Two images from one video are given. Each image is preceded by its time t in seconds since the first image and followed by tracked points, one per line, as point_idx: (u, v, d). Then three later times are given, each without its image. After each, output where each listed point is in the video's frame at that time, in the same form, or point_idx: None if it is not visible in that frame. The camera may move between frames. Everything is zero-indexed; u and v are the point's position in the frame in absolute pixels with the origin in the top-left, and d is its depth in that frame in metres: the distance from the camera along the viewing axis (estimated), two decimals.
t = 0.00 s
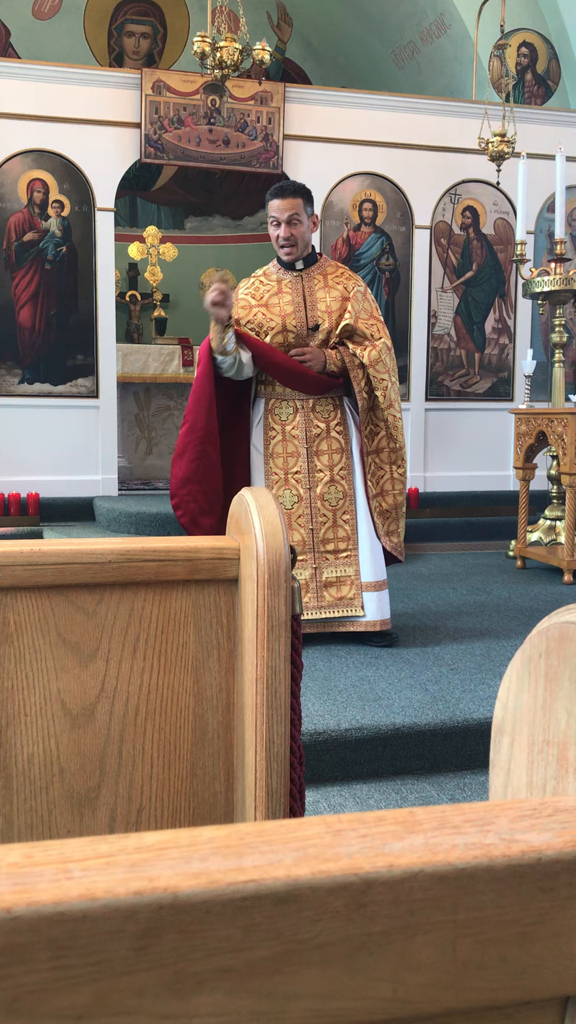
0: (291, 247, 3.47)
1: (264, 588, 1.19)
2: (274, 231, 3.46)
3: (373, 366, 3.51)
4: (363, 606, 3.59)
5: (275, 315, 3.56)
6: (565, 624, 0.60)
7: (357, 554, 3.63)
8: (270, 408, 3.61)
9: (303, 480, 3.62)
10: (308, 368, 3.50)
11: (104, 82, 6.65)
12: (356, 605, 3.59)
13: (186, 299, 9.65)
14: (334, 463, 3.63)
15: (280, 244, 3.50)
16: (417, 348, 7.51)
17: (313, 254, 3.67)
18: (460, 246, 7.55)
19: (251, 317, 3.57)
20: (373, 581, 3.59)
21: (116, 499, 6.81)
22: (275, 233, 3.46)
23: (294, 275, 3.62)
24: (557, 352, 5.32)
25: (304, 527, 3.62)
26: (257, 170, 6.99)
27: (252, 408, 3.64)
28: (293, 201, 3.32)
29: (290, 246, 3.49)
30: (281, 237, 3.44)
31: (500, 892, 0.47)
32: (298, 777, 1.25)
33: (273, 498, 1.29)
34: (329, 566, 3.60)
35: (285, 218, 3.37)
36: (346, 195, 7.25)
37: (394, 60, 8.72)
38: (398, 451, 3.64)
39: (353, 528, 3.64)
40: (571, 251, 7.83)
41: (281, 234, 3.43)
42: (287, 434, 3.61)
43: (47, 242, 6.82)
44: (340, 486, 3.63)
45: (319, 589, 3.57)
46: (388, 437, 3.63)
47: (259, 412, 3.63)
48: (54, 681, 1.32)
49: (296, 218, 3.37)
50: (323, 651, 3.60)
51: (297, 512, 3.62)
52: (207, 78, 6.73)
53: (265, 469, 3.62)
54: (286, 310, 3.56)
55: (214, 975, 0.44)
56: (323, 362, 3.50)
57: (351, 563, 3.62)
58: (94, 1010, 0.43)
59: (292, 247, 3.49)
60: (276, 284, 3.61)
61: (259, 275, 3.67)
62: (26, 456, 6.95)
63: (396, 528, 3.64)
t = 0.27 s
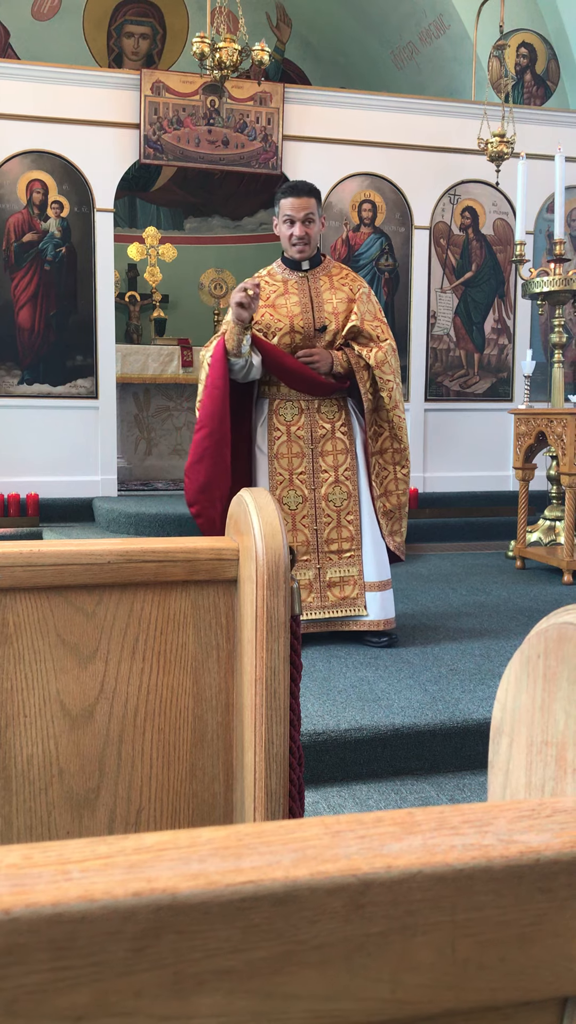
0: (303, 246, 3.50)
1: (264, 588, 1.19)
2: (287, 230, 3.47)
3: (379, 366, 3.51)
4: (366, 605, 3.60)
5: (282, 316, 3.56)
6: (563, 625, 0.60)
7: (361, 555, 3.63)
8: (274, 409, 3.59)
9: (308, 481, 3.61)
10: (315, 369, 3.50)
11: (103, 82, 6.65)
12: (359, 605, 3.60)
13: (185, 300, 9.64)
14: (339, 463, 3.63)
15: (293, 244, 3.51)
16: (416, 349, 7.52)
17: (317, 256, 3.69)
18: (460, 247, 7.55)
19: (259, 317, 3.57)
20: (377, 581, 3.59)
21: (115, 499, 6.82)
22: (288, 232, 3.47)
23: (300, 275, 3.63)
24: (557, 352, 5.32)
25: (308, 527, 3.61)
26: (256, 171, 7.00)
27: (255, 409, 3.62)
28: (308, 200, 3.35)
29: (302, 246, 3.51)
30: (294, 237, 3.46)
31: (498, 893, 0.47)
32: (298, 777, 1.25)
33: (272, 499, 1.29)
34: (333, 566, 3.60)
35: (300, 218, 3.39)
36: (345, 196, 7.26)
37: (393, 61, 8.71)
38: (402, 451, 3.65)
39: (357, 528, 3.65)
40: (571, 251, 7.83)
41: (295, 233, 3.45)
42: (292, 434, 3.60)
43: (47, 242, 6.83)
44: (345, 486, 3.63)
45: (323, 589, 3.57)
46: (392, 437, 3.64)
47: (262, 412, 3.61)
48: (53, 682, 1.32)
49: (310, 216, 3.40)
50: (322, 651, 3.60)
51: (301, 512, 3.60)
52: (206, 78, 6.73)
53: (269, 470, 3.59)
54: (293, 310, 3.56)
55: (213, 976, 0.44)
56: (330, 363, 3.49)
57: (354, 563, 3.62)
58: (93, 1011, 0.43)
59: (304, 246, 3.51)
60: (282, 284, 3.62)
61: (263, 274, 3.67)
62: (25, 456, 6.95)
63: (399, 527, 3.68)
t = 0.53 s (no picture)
0: (316, 247, 3.50)
1: (264, 588, 1.19)
2: (302, 230, 3.47)
3: (387, 367, 3.53)
4: (373, 603, 3.61)
5: (295, 315, 3.54)
6: (564, 626, 0.60)
7: (368, 555, 3.63)
8: (282, 409, 3.57)
9: (316, 480, 3.59)
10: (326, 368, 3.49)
11: (103, 83, 6.65)
12: (367, 605, 3.60)
13: (185, 300, 9.63)
14: (347, 463, 3.61)
15: (306, 244, 3.51)
16: (416, 349, 7.51)
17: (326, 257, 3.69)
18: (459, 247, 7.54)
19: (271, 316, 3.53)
20: (381, 580, 3.61)
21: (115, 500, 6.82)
22: (303, 232, 3.47)
23: (310, 276, 3.62)
24: (557, 352, 5.32)
25: (317, 527, 3.60)
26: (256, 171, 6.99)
27: (263, 408, 3.60)
28: (325, 201, 3.36)
29: (315, 246, 3.51)
30: (310, 237, 3.47)
31: (498, 893, 0.47)
32: (298, 778, 1.25)
33: (272, 499, 1.29)
34: (340, 566, 3.60)
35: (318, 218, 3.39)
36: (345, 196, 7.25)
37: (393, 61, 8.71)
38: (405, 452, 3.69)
39: (364, 528, 3.64)
40: (571, 251, 7.83)
41: (312, 233, 3.45)
42: (301, 434, 3.58)
43: (47, 242, 6.83)
44: (353, 486, 3.62)
45: (330, 589, 3.58)
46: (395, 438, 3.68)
47: (270, 412, 3.58)
48: (54, 682, 1.32)
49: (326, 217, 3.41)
50: (323, 651, 3.60)
51: (310, 512, 3.59)
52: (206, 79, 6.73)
53: (278, 470, 3.57)
54: (305, 310, 3.54)
55: (213, 976, 0.44)
56: (341, 363, 3.48)
57: (361, 563, 3.62)
58: (94, 1010, 0.43)
59: (317, 246, 3.51)
60: (293, 284, 3.60)
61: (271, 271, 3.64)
62: (25, 457, 6.95)
63: (396, 528, 3.71)
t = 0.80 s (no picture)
0: (328, 247, 3.50)
1: (264, 588, 1.19)
2: (315, 230, 3.47)
3: (396, 367, 3.55)
4: (383, 603, 3.63)
5: (307, 315, 3.54)
6: (565, 626, 0.60)
7: (376, 554, 3.65)
8: (292, 409, 3.54)
9: (327, 480, 3.57)
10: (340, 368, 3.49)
11: (104, 83, 6.65)
12: (376, 605, 3.62)
13: (185, 300, 9.63)
14: (356, 463, 3.60)
15: (319, 243, 3.51)
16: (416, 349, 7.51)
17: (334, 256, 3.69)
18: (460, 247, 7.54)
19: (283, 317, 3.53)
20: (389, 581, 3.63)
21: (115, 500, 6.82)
22: (316, 232, 3.46)
23: (320, 275, 3.62)
24: (557, 352, 5.32)
25: (327, 527, 3.58)
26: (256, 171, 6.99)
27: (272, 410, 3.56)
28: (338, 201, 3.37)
29: (327, 246, 3.51)
30: (323, 237, 3.46)
31: (497, 893, 0.47)
32: (298, 778, 1.25)
33: (272, 499, 1.30)
34: (350, 566, 3.60)
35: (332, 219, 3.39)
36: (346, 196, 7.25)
37: (393, 61, 8.71)
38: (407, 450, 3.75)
39: (372, 527, 3.64)
40: (571, 251, 7.82)
41: (325, 233, 3.44)
42: (311, 434, 3.55)
43: (47, 243, 6.83)
44: (362, 485, 3.61)
45: (341, 589, 3.58)
46: (398, 436, 3.74)
47: (280, 412, 3.55)
48: (54, 682, 1.32)
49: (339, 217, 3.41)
50: (323, 651, 3.60)
51: (320, 512, 3.57)
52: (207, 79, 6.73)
53: (288, 472, 3.53)
54: (317, 310, 3.54)
55: (213, 977, 0.44)
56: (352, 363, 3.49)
57: (370, 562, 3.63)
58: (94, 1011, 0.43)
59: (328, 246, 3.51)
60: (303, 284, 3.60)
61: (279, 269, 3.64)
62: (25, 457, 6.95)
63: (397, 523, 3.80)
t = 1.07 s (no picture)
0: (342, 247, 3.50)
1: (265, 588, 1.19)
2: (330, 230, 3.46)
3: (403, 369, 3.60)
4: (387, 603, 3.64)
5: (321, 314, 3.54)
6: (568, 625, 0.60)
7: (382, 554, 3.65)
8: (302, 408, 3.53)
9: (335, 480, 3.55)
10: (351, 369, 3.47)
11: (105, 82, 6.64)
12: (382, 605, 3.62)
13: (187, 299, 9.62)
14: (364, 463, 3.60)
15: (334, 243, 3.50)
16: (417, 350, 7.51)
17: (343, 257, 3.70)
18: (461, 247, 7.54)
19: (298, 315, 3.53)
20: (395, 580, 3.64)
21: (116, 500, 6.82)
22: (332, 232, 3.46)
23: (332, 275, 3.63)
24: (558, 352, 5.31)
25: (335, 527, 3.57)
26: (257, 170, 6.98)
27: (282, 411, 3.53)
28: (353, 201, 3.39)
29: (341, 246, 3.51)
30: (339, 237, 3.46)
31: (499, 892, 0.47)
32: (298, 778, 1.25)
33: (274, 499, 1.29)
34: (356, 566, 3.59)
35: (349, 217, 3.41)
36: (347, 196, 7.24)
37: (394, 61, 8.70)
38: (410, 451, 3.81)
39: (378, 527, 3.65)
40: (572, 251, 7.82)
41: (342, 233, 3.44)
42: (321, 434, 3.54)
43: (48, 242, 6.83)
44: (369, 485, 3.61)
45: (347, 588, 3.58)
46: (402, 437, 3.79)
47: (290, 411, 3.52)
48: (54, 681, 1.32)
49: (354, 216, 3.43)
50: (323, 651, 3.60)
51: (328, 512, 3.56)
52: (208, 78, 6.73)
53: (298, 470, 3.52)
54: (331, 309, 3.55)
55: (213, 977, 0.44)
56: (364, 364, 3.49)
57: (375, 562, 3.63)
58: (94, 1011, 0.43)
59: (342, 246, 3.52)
60: (316, 284, 3.60)
61: (292, 269, 3.62)
62: (26, 456, 6.95)
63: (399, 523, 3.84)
